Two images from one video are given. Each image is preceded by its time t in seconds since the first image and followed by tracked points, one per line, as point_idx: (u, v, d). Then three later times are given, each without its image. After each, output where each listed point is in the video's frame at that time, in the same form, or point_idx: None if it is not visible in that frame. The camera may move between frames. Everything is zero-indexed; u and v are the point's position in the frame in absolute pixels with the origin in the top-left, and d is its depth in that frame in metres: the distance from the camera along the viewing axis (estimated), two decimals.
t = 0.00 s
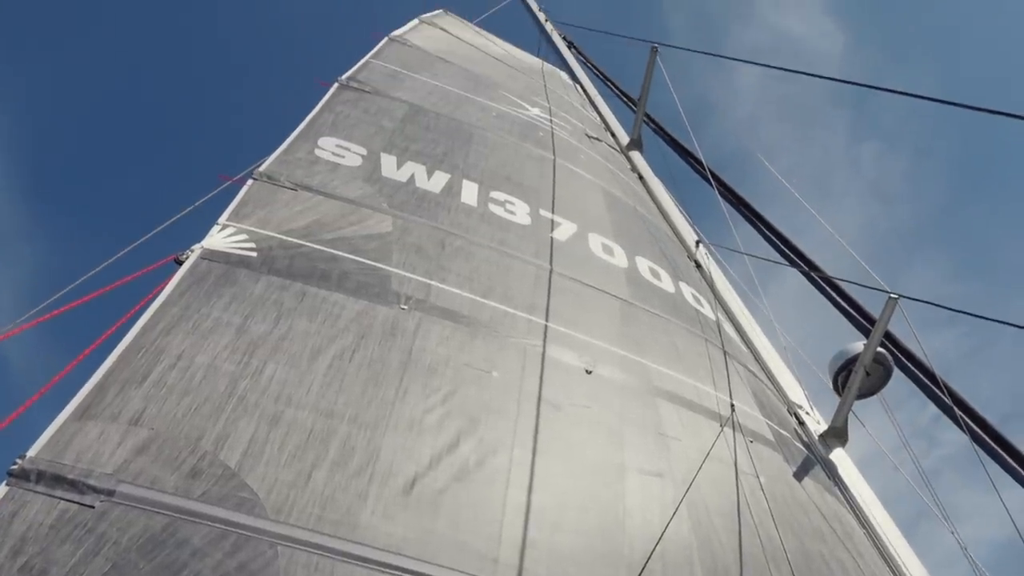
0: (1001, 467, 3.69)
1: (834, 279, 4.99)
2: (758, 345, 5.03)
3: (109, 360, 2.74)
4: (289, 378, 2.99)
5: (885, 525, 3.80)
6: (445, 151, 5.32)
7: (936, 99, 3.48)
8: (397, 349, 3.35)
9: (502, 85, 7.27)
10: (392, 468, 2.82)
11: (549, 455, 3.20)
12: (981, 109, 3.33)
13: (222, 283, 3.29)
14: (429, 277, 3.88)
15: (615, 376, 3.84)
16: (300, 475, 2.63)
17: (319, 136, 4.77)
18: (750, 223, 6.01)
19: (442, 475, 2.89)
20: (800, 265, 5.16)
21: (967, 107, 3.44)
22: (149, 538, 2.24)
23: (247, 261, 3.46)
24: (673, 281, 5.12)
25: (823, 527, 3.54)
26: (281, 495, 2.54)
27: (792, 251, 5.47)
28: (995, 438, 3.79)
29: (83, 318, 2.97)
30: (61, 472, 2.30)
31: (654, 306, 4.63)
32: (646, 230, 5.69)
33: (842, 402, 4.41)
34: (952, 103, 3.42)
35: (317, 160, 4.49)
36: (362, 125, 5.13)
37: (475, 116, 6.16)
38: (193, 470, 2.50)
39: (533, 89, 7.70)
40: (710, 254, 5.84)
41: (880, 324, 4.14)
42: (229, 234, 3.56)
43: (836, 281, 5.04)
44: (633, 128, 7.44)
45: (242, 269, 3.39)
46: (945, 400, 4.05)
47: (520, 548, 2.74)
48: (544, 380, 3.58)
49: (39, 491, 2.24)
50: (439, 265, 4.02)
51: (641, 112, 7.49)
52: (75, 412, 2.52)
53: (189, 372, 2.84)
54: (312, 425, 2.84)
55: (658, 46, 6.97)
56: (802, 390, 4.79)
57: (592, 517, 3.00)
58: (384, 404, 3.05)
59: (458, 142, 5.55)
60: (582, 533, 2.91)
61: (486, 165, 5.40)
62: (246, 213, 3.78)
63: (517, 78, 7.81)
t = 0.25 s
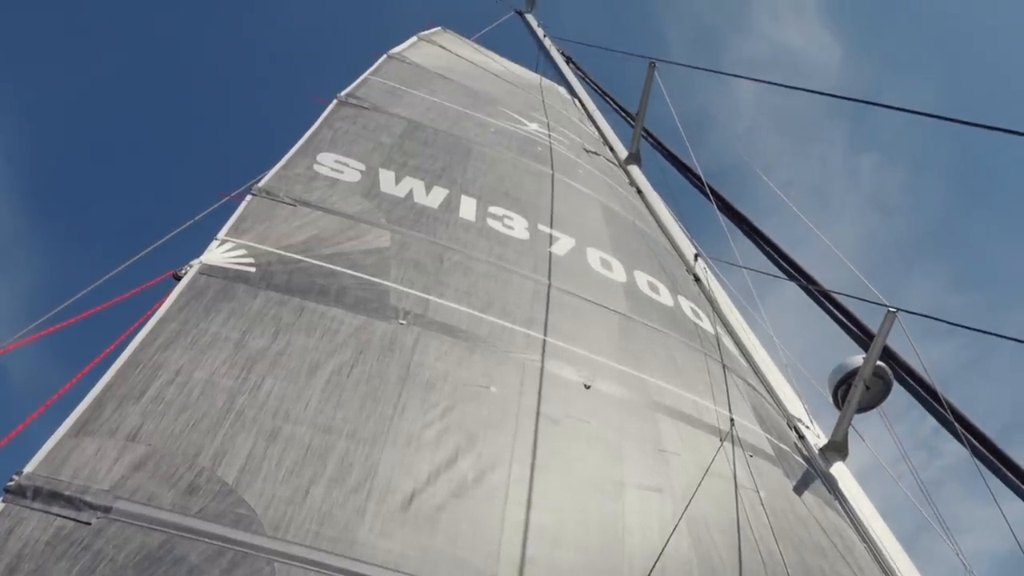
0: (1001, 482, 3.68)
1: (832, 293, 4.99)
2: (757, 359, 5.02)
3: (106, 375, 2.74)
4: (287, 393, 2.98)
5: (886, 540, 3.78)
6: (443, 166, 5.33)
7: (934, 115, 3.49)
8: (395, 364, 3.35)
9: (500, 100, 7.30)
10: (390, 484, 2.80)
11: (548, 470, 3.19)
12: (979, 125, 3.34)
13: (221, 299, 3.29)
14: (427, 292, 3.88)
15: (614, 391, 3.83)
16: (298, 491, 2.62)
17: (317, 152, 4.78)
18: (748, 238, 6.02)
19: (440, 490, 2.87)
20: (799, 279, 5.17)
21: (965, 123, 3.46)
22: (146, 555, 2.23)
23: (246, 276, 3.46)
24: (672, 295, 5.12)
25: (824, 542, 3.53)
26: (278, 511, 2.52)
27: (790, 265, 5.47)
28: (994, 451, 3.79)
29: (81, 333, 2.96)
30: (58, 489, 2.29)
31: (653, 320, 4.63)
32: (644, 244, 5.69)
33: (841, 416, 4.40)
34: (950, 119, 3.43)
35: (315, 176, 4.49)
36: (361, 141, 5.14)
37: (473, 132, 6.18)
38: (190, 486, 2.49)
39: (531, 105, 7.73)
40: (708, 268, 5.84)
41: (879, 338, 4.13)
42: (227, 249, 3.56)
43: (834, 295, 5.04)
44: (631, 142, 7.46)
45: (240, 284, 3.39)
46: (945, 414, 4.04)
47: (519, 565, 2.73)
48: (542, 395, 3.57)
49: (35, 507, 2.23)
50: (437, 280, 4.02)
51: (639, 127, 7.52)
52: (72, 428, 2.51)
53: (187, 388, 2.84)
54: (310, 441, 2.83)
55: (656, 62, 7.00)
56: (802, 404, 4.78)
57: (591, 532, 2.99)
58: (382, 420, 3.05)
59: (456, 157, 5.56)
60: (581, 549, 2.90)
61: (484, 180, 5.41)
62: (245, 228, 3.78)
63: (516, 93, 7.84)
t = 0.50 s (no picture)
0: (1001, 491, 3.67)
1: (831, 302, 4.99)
2: (756, 367, 5.02)
3: (105, 386, 2.73)
4: (285, 403, 2.97)
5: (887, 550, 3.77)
6: (443, 176, 5.34)
7: (932, 125, 3.50)
8: (394, 373, 3.34)
9: (499, 110, 7.32)
10: (389, 494, 2.80)
11: (548, 480, 3.18)
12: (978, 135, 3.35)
13: (220, 309, 3.29)
14: (426, 301, 3.88)
15: (613, 400, 3.82)
16: (296, 501, 2.62)
17: (317, 162, 4.78)
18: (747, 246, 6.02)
19: (439, 500, 2.87)
20: (797, 288, 5.17)
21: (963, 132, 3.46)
22: (144, 566, 2.22)
23: (245, 286, 3.46)
24: (671, 304, 5.12)
25: (824, 552, 3.52)
26: (277, 522, 2.52)
27: (789, 273, 5.47)
28: (994, 460, 3.78)
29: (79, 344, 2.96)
30: (55, 499, 2.28)
31: (652, 329, 4.62)
32: (643, 253, 5.70)
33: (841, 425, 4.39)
34: (949, 128, 3.43)
35: (314, 186, 4.50)
36: (360, 152, 5.15)
37: (472, 142, 6.19)
38: (188, 496, 2.48)
39: (530, 115, 7.75)
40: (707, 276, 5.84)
41: (878, 347, 4.13)
42: (226, 259, 3.56)
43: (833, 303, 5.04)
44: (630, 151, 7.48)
45: (239, 294, 3.39)
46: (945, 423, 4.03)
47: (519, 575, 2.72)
48: (542, 405, 3.56)
49: (33, 518, 2.22)
50: (436, 290, 4.02)
51: (637, 136, 7.53)
52: (70, 439, 2.50)
53: (185, 398, 2.83)
54: (308, 451, 2.82)
55: (654, 71, 7.02)
56: (802, 412, 4.77)
57: (591, 543, 2.98)
58: (381, 430, 3.04)
59: (455, 167, 5.57)
60: (582, 560, 2.89)
61: (483, 190, 5.41)
62: (244, 238, 3.78)
63: (515, 103, 7.85)
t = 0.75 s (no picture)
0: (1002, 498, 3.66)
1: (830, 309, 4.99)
2: (756, 374, 5.01)
3: (103, 394, 2.73)
4: (284, 411, 2.97)
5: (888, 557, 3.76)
6: (442, 184, 5.34)
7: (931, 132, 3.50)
8: (393, 381, 3.34)
9: (498, 119, 7.33)
10: (388, 502, 2.79)
11: (547, 487, 3.18)
12: (977, 142, 3.35)
13: (218, 317, 3.28)
14: (425, 309, 3.88)
15: (613, 408, 3.82)
16: (295, 509, 2.61)
17: (316, 171, 4.79)
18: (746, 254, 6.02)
19: (438, 508, 2.86)
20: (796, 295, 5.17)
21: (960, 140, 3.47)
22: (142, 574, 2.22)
23: (243, 294, 3.45)
24: (670, 312, 5.12)
25: (825, 559, 3.51)
26: (275, 530, 2.51)
27: (789, 280, 5.47)
28: (994, 468, 3.78)
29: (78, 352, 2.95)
30: (53, 508, 2.27)
31: (651, 336, 4.62)
32: (642, 261, 5.70)
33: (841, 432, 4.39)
34: (946, 136, 3.44)
35: (313, 194, 4.50)
36: (359, 160, 5.15)
37: (471, 150, 6.20)
38: (186, 504, 2.48)
39: (529, 123, 7.76)
40: (707, 283, 5.84)
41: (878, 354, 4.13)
42: (225, 268, 3.56)
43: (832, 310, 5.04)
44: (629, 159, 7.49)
45: (238, 302, 3.39)
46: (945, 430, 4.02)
47: None
48: (541, 412, 3.55)
49: (30, 527, 2.21)
50: (435, 297, 4.02)
51: (636, 144, 7.54)
52: (68, 447, 2.49)
53: (184, 406, 2.82)
54: (307, 459, 2.81)
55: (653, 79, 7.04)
56: (802, 420, 4.77)
57: (591, 550, 2.97)
58: (380, 437, 3.03)
59: (454, 175, 5.57)
60: (582, 568, 2.88)
61: (482, 197, 5.42)
62: (243, 247, 3.78)
63: (514, 112, 7.87)
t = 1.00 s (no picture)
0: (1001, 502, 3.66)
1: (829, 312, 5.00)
2: (756, 378, 5.01)
3: (102, 398, 2.72)
4: (283, 415, 2.97)
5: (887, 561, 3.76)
6: (441, 188, 5.35)
7: (930, 136, 3.50)
8: (392, 385, 3.33)
9: (497, 123, 7.34)
10: (387, 505, 2.79)
11: (546, 491, 3.17)
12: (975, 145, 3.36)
13: (217, 320, 3.28)
14: (425, 313, 3.88)
15: (612, 411, 3.82)
16: (294, 512, 2.61)
17: (315, 175, 4.79)
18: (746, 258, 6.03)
19: (437, 512, 2.86)
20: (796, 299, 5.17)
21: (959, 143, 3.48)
22: None
23: (243, 298, 3.45)
24: (670, 315, 5.12)
25: (824, 563, 3.50)
26: (274, 534, 2.51)
27: (788, 284, 5.48)
28: (994, 472, 3.78)
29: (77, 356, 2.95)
30: (52, 511, 2.27)
31: (650, 340, 4.62)
32: (642, 265, 5.70)
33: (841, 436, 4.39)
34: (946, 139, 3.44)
35: (313, 198, 4.50)
36: (358, 165, 5.16)
37: (471, 154, 6.20)
38: (185, 508, 2.47)
39: (528, 127, 7.77)
40: (706, 287, 5.85)
41: (877, 357, 4.13)
42: (225, 271, 3.56)
43: (831, 314, 5.04)
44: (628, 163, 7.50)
45: (237, 306, 3.39)
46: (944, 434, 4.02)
47: None
48: (540, 415, 3.55)
49: (29, 530, 2.21)
50: (435, 301, 4.02)
51: (636, 148, 7.55)
52: (67, 450, 2.49)
53: (183, 409, 2.82)
54: (306, 462, 2.81)
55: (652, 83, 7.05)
56: (801, 424, 4.77)
57: (590, 554, 2.97)
58: (379, 441, 3.03)
59: (454, 179, 5.58)
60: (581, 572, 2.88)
61: (481, 201, 5.42)
62: (242, 251, 3.78)
63: (513, 116, 7.87)
